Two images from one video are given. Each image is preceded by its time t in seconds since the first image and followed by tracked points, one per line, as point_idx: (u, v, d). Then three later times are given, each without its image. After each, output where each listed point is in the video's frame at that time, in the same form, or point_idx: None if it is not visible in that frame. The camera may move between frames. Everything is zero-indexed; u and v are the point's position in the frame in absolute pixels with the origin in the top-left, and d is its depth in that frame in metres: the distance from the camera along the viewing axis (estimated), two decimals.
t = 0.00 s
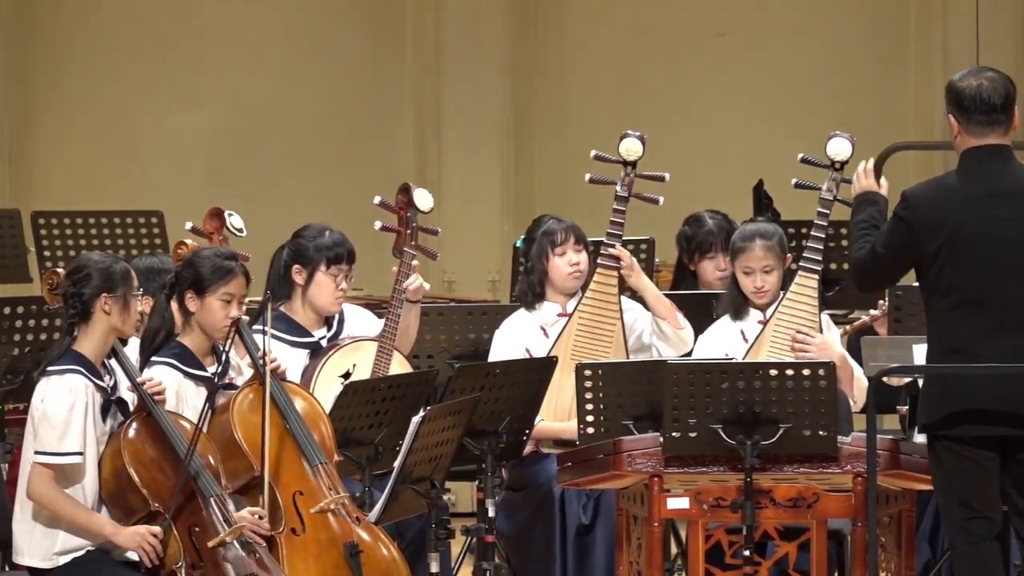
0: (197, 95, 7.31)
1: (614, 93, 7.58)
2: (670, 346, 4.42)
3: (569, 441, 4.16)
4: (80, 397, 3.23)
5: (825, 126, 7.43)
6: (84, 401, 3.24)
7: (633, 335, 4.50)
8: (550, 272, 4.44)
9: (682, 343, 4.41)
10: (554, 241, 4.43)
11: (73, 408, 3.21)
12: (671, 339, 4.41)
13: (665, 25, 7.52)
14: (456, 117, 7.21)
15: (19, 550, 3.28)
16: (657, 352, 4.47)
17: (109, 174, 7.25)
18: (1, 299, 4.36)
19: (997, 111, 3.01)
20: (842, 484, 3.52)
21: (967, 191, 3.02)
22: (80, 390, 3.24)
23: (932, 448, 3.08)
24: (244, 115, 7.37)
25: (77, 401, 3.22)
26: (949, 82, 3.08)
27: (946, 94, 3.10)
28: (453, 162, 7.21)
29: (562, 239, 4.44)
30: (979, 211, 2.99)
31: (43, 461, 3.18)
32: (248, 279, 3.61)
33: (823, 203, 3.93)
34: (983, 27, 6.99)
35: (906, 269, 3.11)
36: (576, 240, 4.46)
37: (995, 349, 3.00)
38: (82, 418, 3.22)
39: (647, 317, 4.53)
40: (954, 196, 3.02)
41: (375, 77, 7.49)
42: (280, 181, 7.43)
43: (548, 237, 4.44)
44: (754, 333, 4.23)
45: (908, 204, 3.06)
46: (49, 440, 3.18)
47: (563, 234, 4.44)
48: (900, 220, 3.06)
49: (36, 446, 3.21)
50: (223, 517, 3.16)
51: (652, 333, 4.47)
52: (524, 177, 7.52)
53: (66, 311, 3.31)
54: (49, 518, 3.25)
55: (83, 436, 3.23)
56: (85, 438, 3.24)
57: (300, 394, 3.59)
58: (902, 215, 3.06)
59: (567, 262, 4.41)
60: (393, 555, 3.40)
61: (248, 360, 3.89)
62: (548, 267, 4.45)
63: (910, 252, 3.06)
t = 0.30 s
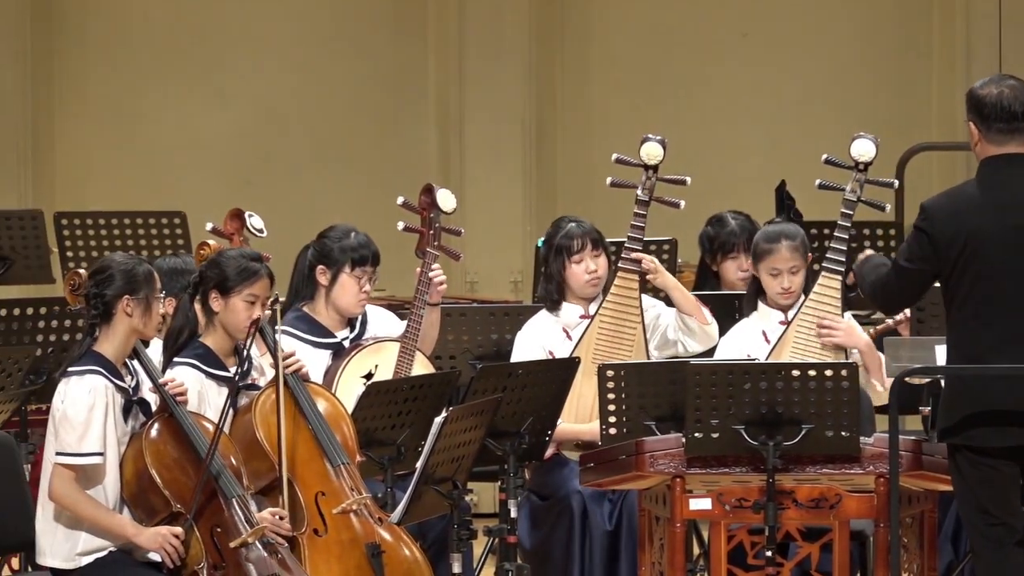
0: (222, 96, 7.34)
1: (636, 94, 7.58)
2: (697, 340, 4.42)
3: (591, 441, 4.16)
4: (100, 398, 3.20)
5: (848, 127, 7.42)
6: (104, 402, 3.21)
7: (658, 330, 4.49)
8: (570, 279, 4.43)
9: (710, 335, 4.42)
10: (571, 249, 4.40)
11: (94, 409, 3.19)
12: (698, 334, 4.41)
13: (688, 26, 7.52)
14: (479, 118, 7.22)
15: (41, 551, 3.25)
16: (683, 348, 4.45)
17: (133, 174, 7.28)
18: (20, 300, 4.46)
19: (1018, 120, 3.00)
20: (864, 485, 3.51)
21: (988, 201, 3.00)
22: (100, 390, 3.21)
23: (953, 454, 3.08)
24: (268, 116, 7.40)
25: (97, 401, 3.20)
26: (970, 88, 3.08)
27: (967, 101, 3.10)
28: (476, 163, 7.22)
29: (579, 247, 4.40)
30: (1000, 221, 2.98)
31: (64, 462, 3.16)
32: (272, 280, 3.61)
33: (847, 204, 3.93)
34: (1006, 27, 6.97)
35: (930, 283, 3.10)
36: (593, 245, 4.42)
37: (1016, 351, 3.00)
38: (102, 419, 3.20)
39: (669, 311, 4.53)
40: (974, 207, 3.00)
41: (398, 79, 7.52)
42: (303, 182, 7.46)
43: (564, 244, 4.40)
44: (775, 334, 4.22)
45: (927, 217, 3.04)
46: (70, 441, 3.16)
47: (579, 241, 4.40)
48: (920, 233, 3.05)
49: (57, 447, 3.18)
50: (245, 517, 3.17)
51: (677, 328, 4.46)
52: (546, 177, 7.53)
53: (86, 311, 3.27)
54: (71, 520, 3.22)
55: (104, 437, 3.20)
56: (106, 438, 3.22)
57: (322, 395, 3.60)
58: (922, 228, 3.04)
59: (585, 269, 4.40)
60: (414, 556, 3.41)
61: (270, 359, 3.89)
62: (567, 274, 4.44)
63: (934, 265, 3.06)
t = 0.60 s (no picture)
0: (235, 97, 7.36)
1: (649, 94, 7.58)
2: (712, 340, 4.42)
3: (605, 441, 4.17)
4: (113, 397, 3.21)
5: (860, 127, 7.41)
6: (116, 401, 3.21)
7: (674, 331, 4.51)
8: (580, 286, 4.43)
9: (725, 336, 4.42)
10: (579, 259, 4.39)
11: (106, 408, 3.19)
12: (712, 333, 4.41)
13: (701, 26, 7.52)
14: (492, 119, 7.22)
15: (54, 552, 3.24)
16: (699, 347, 4.45)
17: (146, 175, 7.30)
18: (34, 301, 4.48)
19: None
20: (877, 485, 3.50)
21: (994, 202, 3.01)
22: (112, 389, 3.22)
23: (965, 459, 3.07)
24: (281, 117, 7.42)
25: (109, 400, 3.20)
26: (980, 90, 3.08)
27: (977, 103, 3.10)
28: (489, 164, 7.22)
29: (586, 256, 4.39)
30: (1009, 224, 2.98)
31: (79, 463, 3.16)
32: (287, 282, 3.62)
33: (864, 205, 3.95)
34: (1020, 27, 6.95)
35: (940, 286, 3.10)
36: (602, 253, 4.41)
37: None
38: (114, 418, 3.20)
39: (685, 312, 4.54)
40: (983, 211, 3.01)
41: (411, 79, 7.54)
42: (315, 182, 7.48)
43: (573, 252, 4.40)
44: (787, 335, 4.31)
45: (934, 221, 3.05)
46: (82, 440, 3.16)
47: (587, 250, 4.38)
48: (927, 238, 3.06)
49: (70, 447, 3.19)
50: (258, 518, 3.18)
51: (692, 328, 4.46)
52: (560, 178, 7.53)
53: (99, 311, 3.28)
54: (83, 519, 3.21)
55: (116, 436, 3.20)
56: (118, 438, 3.23)
57: (335, 395, 3.61)
58: (930, 232, 3.05)
59: (595, 277, 4.40)
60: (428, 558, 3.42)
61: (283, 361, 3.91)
62: (576, 281, 4.44)
63: (940, 268, 3.06)
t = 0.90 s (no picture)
0: (243, 97, 7.37)
1: (657, 94, 7.58)
2: (721, 341, 4.42)
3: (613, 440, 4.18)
4: (118, 395, 3.21)
5: (869, 128, 7.41)
6: (122, 399, 3.22)
7: (681, 331, 4.48)
8: (588, 290, 4.44)
9: (733, 337, 4.43)
10: (587, 262, 4.40)
11: (113, 405, 3.19)
12: (721, 335, 4.42)
13: (709, 26, 7.51)
14: (500, 120, 7.23)
15: (64, 552, 3.25)
16: (706, 349, 4.45)
17: (154, 176, 7.32)
18: (42, 302, 4.48)
19: (1022, 116, 3.00)
20: (884, 486, 3.52)
21: (997, 202, 3.02)
22: (119, 387, 3.22)
23: (975, 460, 3.07)
24: (290, 117, 7.43)
25: (116, 398, 3.21)
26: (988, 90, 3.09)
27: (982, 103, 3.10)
28: (497, 164, 7.23)
29: (594, 259, 4.40)
30: (1012, 225, 2.99)
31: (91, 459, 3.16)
32: (296, 284, 3.62)
33: (872, 206, 3.96)
34: None
35: (943, 287, 3.10)
36: (609, 256, 4.41)
37: None
38: (123, 415, 3.21)
39: (691, 313, 4.51)
40: (985, 212, 3.01)
41: (420, 80, 7.55)
42: (324, 183, 7.49)
43: (580, 256, 4.41)
44: (795, 334, 4.33)
45: (937, 222, 3.04)
46: (90, 436, 3.17)
47: (594, 253, 4.39)
48: (931, 239, 3.05)
49: (80, 445, 3.19)
50: (266, 518, 3.18)
51: (701, 331, 4.45)
52: (569, 178, 7.54)
53: (105, 310, 3.29)
54: (93, 518, 3.23)
55: (124, 433, 3.21)
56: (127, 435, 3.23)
57: (344, 396, 3.63)
58: (933, 233, 3.04)
59: (604, 280, 4.41)
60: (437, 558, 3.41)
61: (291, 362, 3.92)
62: (584, 285, 4.45)
63: (943, 269, 3.06)
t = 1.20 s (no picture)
0: (247, 95, 7.38)
1: (660, 92, 7.58)
2: (723, 340, 4.42)
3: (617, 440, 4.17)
4: (125, 393, 3.19)
5: (872, 127, 7.40)
6: (133, 396, 3.20)
7: (685, 330, 4.50)
8: (591, 287, 4.44)
9: (737, 336, 4.41)
10: (589, 259, 4.42)
11: (125, 402, 3.18)
12: (724, 333, 4.40)
13: (713, 25, 7.51)
14: (504, 119, 7.23)
15: (73, 551, 3.25)
16: (710, 348, 4.46)
17: (157, 174, 7.32)
18: (45, 300, 4.49)
19: None
20: (888, 484, 3.51)
21: (1011, 198, 3.02)
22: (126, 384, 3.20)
23: (983, 457, 3.07)
24: (294, 115, 7.44)
25: (127, 394, 3.19)
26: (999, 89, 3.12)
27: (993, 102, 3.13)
28: (500, 163, 7.23)
29: (597, 256, 4.42)
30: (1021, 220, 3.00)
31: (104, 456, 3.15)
32: (299, 283, 3.62)
33: (876, 204, 3.97)
34: None
35: (950, 284, 3.10)
36: (611, 252, 4.44)
37: None
38: (135, 411, 3.19)
39: (695, 311, 4.53)
40: (994, 207, 3.02)
41: (423, 79, 7.55)
42: (327, 181, 7.49)
43: (583, 253, 4.43)
44: (799, 333, 4.31)
45: (945, 218, 3.06)
46: (105, 433, 3.16)
47: (597, 249, 4.42)
48: (939, 234, 3.07)
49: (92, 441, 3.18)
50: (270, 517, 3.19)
51: (704, 328, 4.45)
52: (572, 177, 7.54)
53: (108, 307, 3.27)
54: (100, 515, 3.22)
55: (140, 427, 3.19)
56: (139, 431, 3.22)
57: (347, 395, 3.63)
58: (942, 229, 3.06)
59: (605, 276, 4.41)
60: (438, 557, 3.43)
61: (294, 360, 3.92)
62: (588, 282, 4.45)
63: (951, 266, 3.07)
